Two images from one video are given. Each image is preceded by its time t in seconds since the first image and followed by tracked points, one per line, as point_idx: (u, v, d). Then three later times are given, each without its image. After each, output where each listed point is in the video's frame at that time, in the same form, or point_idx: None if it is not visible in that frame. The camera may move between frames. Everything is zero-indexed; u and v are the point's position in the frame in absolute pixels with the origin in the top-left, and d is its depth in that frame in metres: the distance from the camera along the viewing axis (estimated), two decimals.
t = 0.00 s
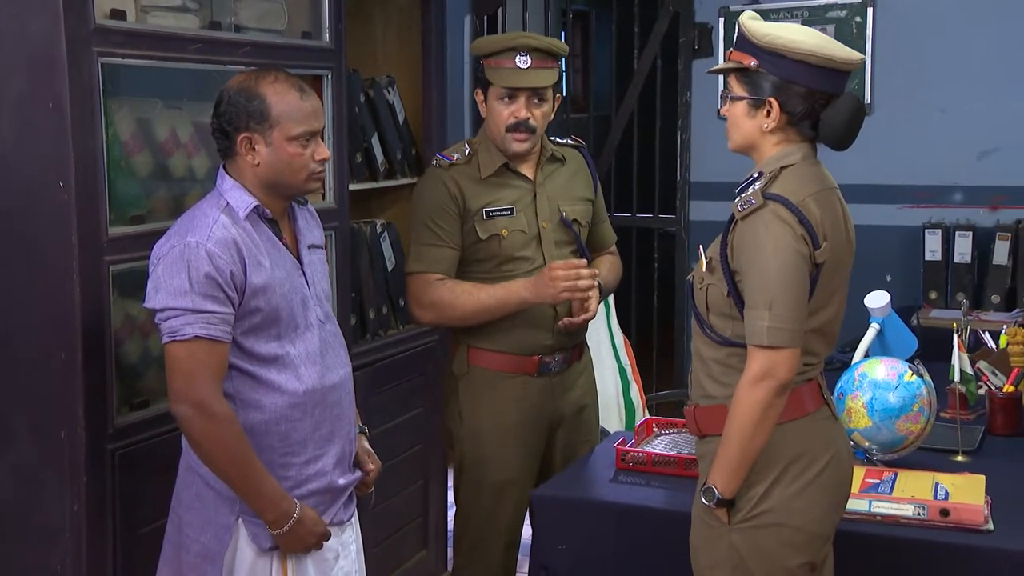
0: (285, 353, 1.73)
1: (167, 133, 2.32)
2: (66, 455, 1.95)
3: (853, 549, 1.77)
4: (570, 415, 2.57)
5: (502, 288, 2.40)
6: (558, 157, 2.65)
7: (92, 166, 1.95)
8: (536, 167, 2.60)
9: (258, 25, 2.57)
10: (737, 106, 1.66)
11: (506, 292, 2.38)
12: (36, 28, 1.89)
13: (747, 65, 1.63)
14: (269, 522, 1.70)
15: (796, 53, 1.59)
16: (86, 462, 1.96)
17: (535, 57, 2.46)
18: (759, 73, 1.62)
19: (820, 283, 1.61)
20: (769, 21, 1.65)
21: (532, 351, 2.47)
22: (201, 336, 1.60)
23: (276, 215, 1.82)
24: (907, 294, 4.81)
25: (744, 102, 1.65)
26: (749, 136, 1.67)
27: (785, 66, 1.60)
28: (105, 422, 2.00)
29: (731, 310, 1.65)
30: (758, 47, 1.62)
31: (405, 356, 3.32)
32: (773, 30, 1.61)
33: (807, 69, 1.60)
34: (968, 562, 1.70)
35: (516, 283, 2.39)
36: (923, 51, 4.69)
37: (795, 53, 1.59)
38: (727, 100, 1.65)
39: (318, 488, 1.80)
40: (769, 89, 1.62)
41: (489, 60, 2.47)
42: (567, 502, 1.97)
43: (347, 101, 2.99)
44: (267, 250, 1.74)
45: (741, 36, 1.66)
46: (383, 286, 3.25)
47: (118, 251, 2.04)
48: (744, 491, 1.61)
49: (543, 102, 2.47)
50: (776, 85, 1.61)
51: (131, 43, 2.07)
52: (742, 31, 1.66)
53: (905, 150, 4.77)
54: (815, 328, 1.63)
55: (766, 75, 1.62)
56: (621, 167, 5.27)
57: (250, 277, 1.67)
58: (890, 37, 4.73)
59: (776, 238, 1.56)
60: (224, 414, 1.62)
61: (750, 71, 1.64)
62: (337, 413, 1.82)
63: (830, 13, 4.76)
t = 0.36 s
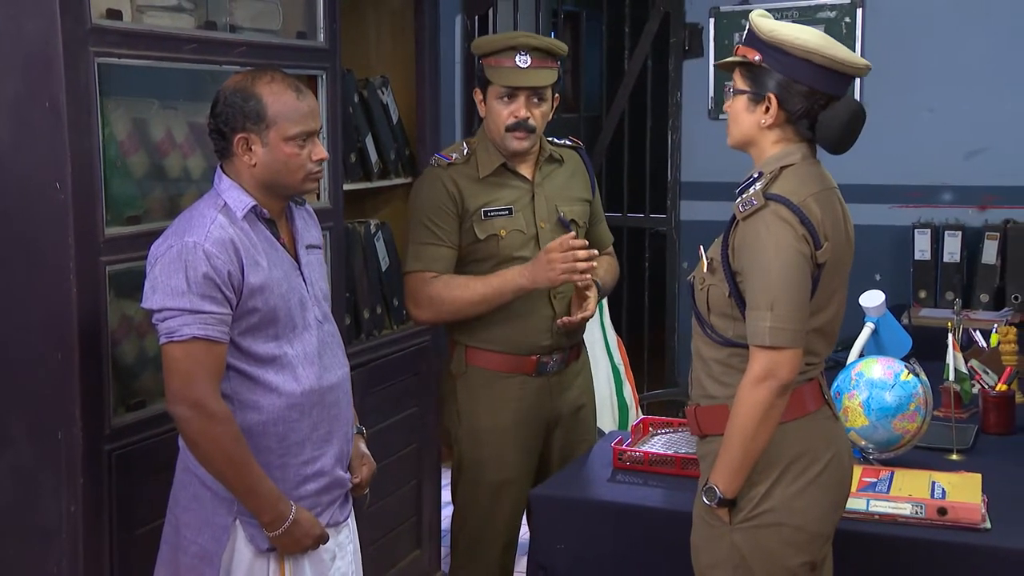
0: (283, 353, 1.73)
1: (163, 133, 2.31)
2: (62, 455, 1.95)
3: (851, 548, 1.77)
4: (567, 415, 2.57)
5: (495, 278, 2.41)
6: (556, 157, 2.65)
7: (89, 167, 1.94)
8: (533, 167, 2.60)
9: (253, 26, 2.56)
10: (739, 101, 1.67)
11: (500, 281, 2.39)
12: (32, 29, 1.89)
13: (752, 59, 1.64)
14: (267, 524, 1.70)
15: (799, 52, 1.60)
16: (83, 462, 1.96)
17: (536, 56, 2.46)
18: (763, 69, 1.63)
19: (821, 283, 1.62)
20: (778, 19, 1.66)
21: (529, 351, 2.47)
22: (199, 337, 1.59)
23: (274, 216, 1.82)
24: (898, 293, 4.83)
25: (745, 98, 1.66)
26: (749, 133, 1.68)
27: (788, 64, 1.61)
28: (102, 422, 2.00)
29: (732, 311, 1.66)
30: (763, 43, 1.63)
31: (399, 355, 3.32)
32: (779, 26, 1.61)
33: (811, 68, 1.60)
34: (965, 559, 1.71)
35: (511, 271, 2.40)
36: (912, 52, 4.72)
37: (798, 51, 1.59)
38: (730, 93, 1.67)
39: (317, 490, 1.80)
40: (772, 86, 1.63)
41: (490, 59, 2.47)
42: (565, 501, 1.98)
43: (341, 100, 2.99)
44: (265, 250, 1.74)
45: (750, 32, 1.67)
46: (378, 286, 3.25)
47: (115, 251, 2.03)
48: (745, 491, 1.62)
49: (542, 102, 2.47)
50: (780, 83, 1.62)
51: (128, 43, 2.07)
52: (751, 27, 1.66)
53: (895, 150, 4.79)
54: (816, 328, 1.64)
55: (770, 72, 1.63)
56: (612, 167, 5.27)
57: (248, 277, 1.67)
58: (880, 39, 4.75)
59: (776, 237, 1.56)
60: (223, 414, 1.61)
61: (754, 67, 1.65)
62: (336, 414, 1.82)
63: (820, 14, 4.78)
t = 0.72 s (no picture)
0: (286, 354, 1.72)
1: (162, 133, 2.30)
2: (61, 456, 1.94)
3: (855, 548, 1.77)
4: (567, 415, 2.57)
5: (494, 294, 2.43)
6: (557, 156, 2.65)
7: (89, 166, 1.93)
8: (534, 166, 2.60)
9: (252, 25, 2.55)
10: (746, 98, 1.68)
11: (498, 299, 2.42)
12: (31, 28, 1.88)
13: (757, 56, 1.65)
14: (268, 525, 1.69)
15: (804, 49, 1.60)
16: (83, 463, 1.95)
17: (533, 56, 2.45)
18: (769, 66, 1.64)
19: (828, 281, 1.62)
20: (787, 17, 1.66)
21: (530, 350, 2.47)
22: (202, 338, 1.59)
23: (277, 215, 1.81)
24: (894, 292, 4.83)
25: (751, 94, 1.67)
26: (753, 129, 1.68)
27: (792, 61, 1.61)
28: (102, 423, 1.99)
29: (738, 310, 1.66)
30: (769, 40, 1.63)
31: (397, 355, 3.31)
32: (785, 24, 1.62)
33: (814, 65, 1.60)
34: (967, 558, 1.71)
35: (508, 291, 2.43)
36: (908, 52, 4.72)
37: (802, 47, 1.59)
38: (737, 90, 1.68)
39: (319, 491, 1.80)
40: (779, 84, 1.63)
41: (487, 59, 2.47)
42: (567, 501, 1.97)
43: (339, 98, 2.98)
44: (267, 250, 1.73)
45: (759, 29, 1.67)
46: (375, 286, 3.24)
47: (114, 251, 2.03)
48: (753, 490, 1.61)
49: (540, 102, 2.47)
50: (787, 81, 1.62)
51: (127, 42, 2.06)
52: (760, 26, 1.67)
53: (891, 150, 4.79)
54: (823, 326, 1.64)
55: (776, 70, 1.63)
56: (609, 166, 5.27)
57: (250, 278, 1.66)
58: (875, 38, 4.75)
59: (784, 236, 1.56)
60: (225, 416, 1.61)
61: (760, 64, 1.65)
62: (338, 415, 1.81)
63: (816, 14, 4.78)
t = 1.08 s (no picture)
0: (288, 354, 1.72)
1: (160, 133, 2.29)
2: (61, 457, 1.93)
3: (857, 548, 1.78)
4: (567, 415, 2.57)
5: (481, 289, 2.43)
6: (557, 154, 2.65)
7: (88, 167, 1.93)
8: (533, 164, 2.60)
9: (250, 24, 2.55)
10: (750, 97, 1.68)
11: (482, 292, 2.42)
12: (30, 27, 1.87)
13: (763, 55, 1.65)
14: (270, 528, 1.69)
15: (809, 47, 1.60)
16: (83, 463, 1.95)
17: (527, 56, 2.45)
18: (774, 64, 1.64)
19: (834, 279, 1.62)
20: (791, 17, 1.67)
21: (528, 350, 2.47)
22: (204, 339, 1.58)
23: (279, 214, 1.81)
24: (889, 292, 4.84)
25: (755, 93, 1.67)
26: (758, 128, 1.68)
27: (796, 59, 1.61)
28: (101, 424, 1.99)
29: (745, 308, 1.66)
30: (774, 38, 1.64)
31: (394, 355, 3.31)
32: (789, 23, 1.62)
33: (821, 64, 1.61)
34: (968, 557, 1.71)
35: (492, 286, 2.43)
36: (902, 51, 4.72)
37: (808, 45, 1.60)
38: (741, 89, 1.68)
39: (321, 492, 1.79)
40: (785, 82, 1.63)
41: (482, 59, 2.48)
42: (568, 502, 1.97)
43: (336, 97, 2.97)
44: (270, 251, 1.73)
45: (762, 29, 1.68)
46: (372, 286, 3.24)
47: (112, 251, 2.02)
48: (760, 489, 1.62)
49: (535, 102, 2.46)
50: (794, 79, 1.62)
51: (126, 41, 2.05)
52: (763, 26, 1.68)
53: (885, 150, 4.80)
54: (829, 325, 1.64)
55: (782, 68, 1.63)
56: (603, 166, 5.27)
57: (253, 279, 1.66)
58: (868, 38, 4.76)
59: (789, 234, 1.56)
60: (228, 416, 1.61)
61: (766, 62, 1.65)
62: (340, 415, 1.81)
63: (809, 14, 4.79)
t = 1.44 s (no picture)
0: (286, 355, 1.71)
1: (155, 133, 2.28)
2: (56, 459, 1.92)
3: (857, 549, 1.78)
4: (564, 415, 2.56)
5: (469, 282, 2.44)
6: (554, 155, 2.63)
7: (84, 167, 1.92)
8: (531, 164, 2.58)
9: (244, 23, 2.54)
10: (752, 97, 1.68)
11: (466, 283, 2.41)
12: (25, 27, 1.86)
13: (765, 55, 1.64)
14: (269, 530, 1.68)
15: (812, 47, 1.61)
16: (79, 466, 1.93)
17: (533, 53, 2.46)
18: (776, 64, 1.64)
19: (837, 279, 1.62)
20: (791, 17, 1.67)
21: (525, 350, 2.46)
22: (204, 340, 1.57)
23: (278, 214, 1.80)
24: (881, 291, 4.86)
25: (757, 93, 1.67)
26: (760, 128, 1.68)
27: (799, 59, 1.61)
28: (97, 425, 1.97)
29: (747, 307, 1.66)
30: (776, 38, 1.64)
31: (388, 356, 3.30)
32: (791, 22, 1.62)
33: (823, 63, 1.61)
34: (969, 557, 1.72)
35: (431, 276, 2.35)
36: (893, 52, 4.74)
37: (812, 45, 1.60)
38: (743, 89, 1.67)
39: (320, 493, 1.79)
40: (787, 82, 1.63)
41: (484, 59, 2.46)
42: (567, 503, 1.97)
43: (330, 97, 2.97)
44: (269, 252, 1.73)
45: (762, 29, 1.67)
46: (366, 286, 3.23)
47: (108, 252, 2.01)
48: (763, 490, 1.62)
49: (541, 99, 2.47)
50: (796, 79, 1.62)
51: (121, 40, 2.04)
52: (763, 25, 1.68)
53: (876, 150, 4.81)
54: (831, 325, 1.64)
55: (784, 68, 1.63)
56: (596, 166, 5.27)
57: (252, 280, 1.65)
58: (860, 38, 4.77)
59: (793, 233, 1.56)
60: (226, 418, 1.60)
61: (768, 62, 1.65)
62: (338, 417, 1.80)
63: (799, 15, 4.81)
